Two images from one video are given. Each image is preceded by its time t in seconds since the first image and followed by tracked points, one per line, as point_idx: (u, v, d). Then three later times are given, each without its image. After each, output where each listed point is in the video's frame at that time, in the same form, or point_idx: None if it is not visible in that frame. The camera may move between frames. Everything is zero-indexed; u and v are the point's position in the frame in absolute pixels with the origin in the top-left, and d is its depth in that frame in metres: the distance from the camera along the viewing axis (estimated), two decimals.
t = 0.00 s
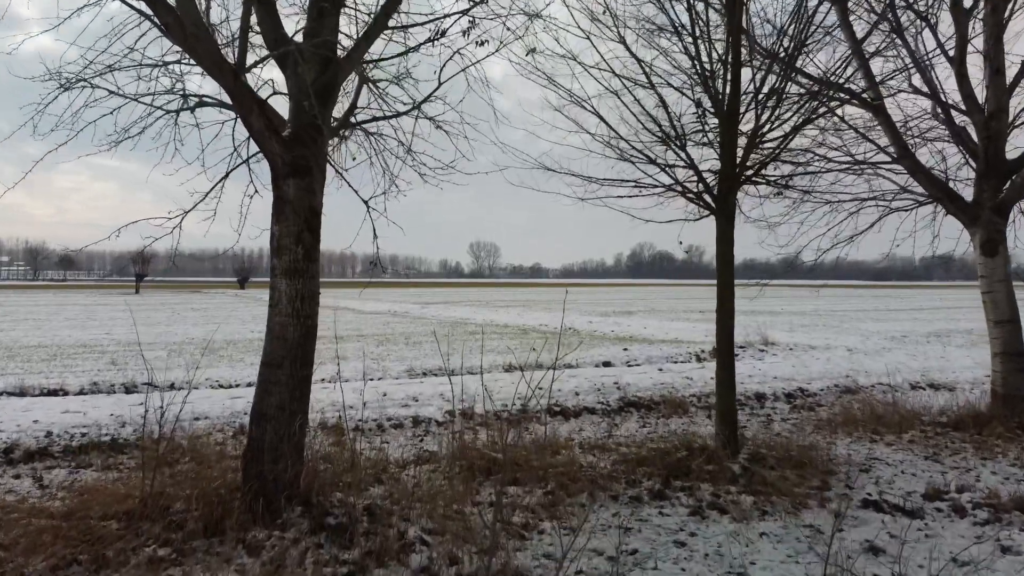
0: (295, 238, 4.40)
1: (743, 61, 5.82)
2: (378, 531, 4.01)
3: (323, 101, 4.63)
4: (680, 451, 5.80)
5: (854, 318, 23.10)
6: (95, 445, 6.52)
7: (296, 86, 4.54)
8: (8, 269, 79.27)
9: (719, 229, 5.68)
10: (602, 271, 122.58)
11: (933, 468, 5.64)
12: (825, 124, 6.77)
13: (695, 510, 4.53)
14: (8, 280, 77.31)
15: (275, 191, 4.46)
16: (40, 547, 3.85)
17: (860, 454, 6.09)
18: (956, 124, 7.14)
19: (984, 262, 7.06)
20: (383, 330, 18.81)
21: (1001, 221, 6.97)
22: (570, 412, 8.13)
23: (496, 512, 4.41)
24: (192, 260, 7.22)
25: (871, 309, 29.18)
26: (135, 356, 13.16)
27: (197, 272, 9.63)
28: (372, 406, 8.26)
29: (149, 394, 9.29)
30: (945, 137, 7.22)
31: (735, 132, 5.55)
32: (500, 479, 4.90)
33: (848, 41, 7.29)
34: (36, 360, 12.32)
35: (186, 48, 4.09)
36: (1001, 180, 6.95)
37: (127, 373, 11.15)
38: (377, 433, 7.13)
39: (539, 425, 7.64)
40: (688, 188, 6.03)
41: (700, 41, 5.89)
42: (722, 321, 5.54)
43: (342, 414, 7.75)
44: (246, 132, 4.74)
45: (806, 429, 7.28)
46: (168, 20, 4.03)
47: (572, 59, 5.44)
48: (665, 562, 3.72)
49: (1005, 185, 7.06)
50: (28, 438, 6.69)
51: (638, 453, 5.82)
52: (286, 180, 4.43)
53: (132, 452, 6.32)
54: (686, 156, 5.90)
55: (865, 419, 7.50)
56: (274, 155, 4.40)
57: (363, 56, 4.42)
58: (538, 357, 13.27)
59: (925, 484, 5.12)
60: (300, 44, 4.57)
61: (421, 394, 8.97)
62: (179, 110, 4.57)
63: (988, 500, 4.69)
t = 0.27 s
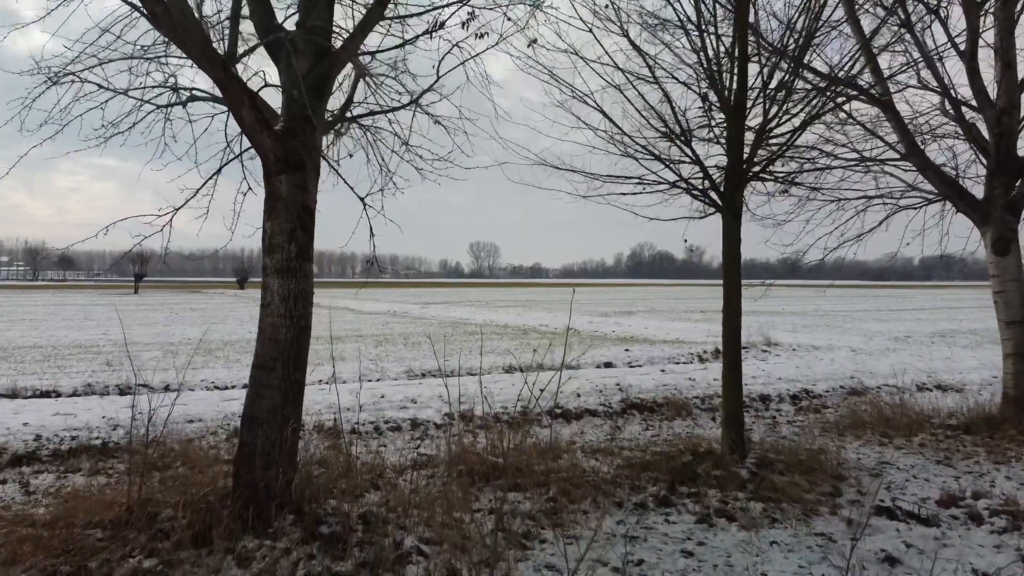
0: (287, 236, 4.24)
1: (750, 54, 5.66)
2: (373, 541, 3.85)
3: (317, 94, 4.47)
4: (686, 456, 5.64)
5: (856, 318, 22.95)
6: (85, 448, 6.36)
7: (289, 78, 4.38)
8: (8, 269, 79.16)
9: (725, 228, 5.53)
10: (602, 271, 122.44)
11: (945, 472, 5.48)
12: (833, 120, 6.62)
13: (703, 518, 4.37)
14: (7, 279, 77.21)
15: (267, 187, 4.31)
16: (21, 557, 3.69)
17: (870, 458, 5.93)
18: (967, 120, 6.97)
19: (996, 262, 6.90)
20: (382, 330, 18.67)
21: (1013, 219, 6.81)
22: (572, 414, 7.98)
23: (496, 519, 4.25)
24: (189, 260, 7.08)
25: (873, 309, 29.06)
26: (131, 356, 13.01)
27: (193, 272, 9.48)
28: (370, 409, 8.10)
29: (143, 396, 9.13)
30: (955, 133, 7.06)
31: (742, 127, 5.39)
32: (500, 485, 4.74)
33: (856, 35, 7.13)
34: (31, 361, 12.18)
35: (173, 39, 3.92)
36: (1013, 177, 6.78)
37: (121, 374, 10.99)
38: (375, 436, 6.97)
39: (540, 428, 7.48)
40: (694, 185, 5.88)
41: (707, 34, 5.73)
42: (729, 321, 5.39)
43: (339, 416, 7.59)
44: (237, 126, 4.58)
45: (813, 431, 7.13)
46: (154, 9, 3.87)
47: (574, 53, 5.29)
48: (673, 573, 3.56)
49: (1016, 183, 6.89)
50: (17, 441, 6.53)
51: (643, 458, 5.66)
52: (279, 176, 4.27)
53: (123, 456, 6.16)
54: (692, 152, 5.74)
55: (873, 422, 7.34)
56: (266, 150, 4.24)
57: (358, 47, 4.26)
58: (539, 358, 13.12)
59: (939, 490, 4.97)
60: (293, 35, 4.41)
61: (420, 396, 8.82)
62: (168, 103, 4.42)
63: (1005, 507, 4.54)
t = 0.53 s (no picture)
0: (279, 233, 4.08)
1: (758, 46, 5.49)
2: (368, 552, 3.69)
3: (311, 86, 4.31)
4: (692, 460, 5.48)
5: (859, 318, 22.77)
6: (74, 452, 6.20)
7: (281, 70, 4.22)
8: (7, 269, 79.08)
9: (732, 225, 5.37)
10: (602, 271, 122.30)
11: (959, 477, 5.32)
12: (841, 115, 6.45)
13: (711, 526, 4.21)
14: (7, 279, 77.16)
15: (258, 182, 4.15)
16: None
17: (880, 462, 5.77)
18: (978, 116, 6.80)
19: (1008, 261, 6.75)
20: (381, 330, 18.52)
21: None
22: (574, 416, 7.83)
23: (496, 528, 4.09)
24: (184, 259, 6.93)
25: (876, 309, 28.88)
26: (127, 357, 12.85)
27: (189, 270, 9.32)
28: (367, 411, 7.94)
29: (138, 397, 8.97)
30: (966, 129, 6.89)
31: (750, 122, 5.23)
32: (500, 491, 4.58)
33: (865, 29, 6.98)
34: (25, 361, 12.02)
35: (160, 27, 3.77)
36: None
37: (116, 375, 10.83)
38: (373, 439, 6.81)
39: (542, 430, 7.33)
40: (699, 181, 5.72)
41: (713, 26, 5.56)
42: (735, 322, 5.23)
43: (336, 419, 7.44)
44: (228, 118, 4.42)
45: (821, 434, 6.97)
46: None
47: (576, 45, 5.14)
48: None
49: None
50: (5, 444, 6.37)
51: (647, 462, 5.51)
52: (270, 170, 4.11)
53: (113, 459, 6.01)
54: (697, 147, 5.59)
55: (882, 424, 7.18)
56: (257, 144, 4.08)
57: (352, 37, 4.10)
58: (540, 358, 12.98)
59: (954, 496, 4.81)
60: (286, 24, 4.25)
61: (419, 397, 8.67)
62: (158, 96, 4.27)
63: None
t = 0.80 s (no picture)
0: (270, 230, 3.92)
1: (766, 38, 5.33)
2: (361, 564, 3.53)
3: (303, 77, 4.15)
4: (697, 465, 5.32)
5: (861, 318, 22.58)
6: (62, 456, 6.04)
7: (272, 60, 4.06)
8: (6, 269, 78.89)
9: (739, 222, 5.21)
10: (602, 271, 122.12)
11: (974, 482, 5.16)
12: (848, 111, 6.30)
13: (719, 535, 4.05)
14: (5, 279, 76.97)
15: (248, 177, 3.98)
16: None
17: (891, 466, 5.61)
18: (990, 111, 6.64)
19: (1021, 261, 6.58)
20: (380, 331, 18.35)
21: None
22: (575, 419, 7.67)
23: (495, 537, 3.93)
24: (181, 260, 6.79)
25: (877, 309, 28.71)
26: (121, 357, 12.69)
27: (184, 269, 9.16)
28: (365, 413, 7.77)
29: (130, 399, 8.81)
30: (977, 125, 6.72)
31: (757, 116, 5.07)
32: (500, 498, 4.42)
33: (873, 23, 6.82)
34: (18, 362, 11.86)
35: (145, 15, 3.60)
36: None
37: (110, 376, 10.67)
38: (369, 443, 6.65)
39: (542, 434, 7.16)
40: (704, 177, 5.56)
41: (720, 17, 5.40)
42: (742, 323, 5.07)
43: (332, 422, 7.28)
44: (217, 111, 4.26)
45: (828, 437, 6.81)
46: None
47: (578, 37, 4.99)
48: None
49: None
50: None
51: (652, 467, 5.34)
52: (261, 165, 3.95)
53: (102, 463, 5.85)
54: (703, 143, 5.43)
55: (891, 427, 7.01)
56: (247, 138, 3.92)
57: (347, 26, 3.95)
58: (540, 359, 12.82)
59: (970, 503, 4.65)
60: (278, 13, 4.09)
61: (418, 399, 8.50)
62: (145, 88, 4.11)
63: None
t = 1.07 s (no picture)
0: (260, 228, 3.75)
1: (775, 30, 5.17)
2: None
3: (295, 69, 3.99)
4: (703, 471, 5.16)
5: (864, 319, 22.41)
6: (49, 461, 5.88)
7: (262, 51, 3.90)
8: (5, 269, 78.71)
9: (746, 221, 5.05)
10: (602, 271, 121.93)
11: (989, 490, 5.00)
12: (858, 107, 6.14)
13: (727, 545, 3.89)
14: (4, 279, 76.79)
15: (237, 172, 3.82)
16: None
17: (902, 472, 5.45)
18: (1002, 107, 6.47)
19: None
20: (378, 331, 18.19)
21: None
22: (577, 422, 7.50)
23: (495, 549, 3.77)
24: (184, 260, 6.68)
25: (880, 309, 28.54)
26: (116, 358, 12.52)
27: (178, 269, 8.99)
28: (361, 416, 7.61)
29: (123, 401, 8.65)
30: (989, 122, 6.55)
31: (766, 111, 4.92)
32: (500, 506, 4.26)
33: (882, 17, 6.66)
34: (10, 363, 11.69)
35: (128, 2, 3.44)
36: None
37: (104, 377, 10.51)
38: (366, 447, 6.48)
39: (543, 437, 6.99)
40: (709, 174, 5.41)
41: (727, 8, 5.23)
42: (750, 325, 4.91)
43: (328, 425, 7.12)
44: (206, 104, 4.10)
45: (836, 441, 6.64)
46: None
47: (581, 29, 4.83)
48: None
49: None
50: None
51: (656, 473, 5.18)
52: (251, 160, 3.79)
53: (91, 468, 5.69)
54: (708, 139, 5.27)
55: (900, 431, 6.85)
56: (235, 131, 3.76)
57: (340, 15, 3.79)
58: (541, 360, 12.65)
59: (986, 511, 4.49)
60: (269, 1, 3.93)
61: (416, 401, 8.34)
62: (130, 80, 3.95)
63: None
